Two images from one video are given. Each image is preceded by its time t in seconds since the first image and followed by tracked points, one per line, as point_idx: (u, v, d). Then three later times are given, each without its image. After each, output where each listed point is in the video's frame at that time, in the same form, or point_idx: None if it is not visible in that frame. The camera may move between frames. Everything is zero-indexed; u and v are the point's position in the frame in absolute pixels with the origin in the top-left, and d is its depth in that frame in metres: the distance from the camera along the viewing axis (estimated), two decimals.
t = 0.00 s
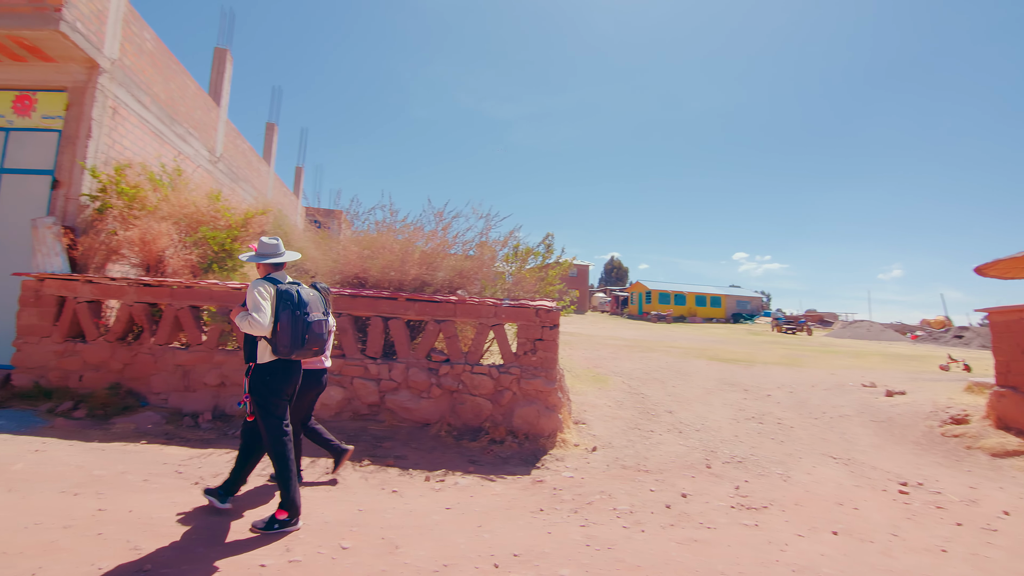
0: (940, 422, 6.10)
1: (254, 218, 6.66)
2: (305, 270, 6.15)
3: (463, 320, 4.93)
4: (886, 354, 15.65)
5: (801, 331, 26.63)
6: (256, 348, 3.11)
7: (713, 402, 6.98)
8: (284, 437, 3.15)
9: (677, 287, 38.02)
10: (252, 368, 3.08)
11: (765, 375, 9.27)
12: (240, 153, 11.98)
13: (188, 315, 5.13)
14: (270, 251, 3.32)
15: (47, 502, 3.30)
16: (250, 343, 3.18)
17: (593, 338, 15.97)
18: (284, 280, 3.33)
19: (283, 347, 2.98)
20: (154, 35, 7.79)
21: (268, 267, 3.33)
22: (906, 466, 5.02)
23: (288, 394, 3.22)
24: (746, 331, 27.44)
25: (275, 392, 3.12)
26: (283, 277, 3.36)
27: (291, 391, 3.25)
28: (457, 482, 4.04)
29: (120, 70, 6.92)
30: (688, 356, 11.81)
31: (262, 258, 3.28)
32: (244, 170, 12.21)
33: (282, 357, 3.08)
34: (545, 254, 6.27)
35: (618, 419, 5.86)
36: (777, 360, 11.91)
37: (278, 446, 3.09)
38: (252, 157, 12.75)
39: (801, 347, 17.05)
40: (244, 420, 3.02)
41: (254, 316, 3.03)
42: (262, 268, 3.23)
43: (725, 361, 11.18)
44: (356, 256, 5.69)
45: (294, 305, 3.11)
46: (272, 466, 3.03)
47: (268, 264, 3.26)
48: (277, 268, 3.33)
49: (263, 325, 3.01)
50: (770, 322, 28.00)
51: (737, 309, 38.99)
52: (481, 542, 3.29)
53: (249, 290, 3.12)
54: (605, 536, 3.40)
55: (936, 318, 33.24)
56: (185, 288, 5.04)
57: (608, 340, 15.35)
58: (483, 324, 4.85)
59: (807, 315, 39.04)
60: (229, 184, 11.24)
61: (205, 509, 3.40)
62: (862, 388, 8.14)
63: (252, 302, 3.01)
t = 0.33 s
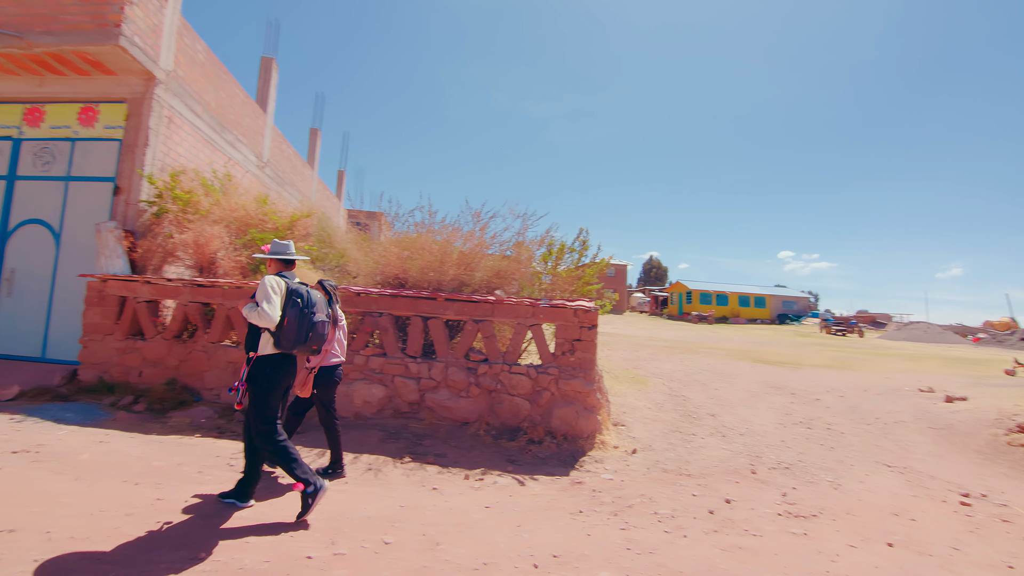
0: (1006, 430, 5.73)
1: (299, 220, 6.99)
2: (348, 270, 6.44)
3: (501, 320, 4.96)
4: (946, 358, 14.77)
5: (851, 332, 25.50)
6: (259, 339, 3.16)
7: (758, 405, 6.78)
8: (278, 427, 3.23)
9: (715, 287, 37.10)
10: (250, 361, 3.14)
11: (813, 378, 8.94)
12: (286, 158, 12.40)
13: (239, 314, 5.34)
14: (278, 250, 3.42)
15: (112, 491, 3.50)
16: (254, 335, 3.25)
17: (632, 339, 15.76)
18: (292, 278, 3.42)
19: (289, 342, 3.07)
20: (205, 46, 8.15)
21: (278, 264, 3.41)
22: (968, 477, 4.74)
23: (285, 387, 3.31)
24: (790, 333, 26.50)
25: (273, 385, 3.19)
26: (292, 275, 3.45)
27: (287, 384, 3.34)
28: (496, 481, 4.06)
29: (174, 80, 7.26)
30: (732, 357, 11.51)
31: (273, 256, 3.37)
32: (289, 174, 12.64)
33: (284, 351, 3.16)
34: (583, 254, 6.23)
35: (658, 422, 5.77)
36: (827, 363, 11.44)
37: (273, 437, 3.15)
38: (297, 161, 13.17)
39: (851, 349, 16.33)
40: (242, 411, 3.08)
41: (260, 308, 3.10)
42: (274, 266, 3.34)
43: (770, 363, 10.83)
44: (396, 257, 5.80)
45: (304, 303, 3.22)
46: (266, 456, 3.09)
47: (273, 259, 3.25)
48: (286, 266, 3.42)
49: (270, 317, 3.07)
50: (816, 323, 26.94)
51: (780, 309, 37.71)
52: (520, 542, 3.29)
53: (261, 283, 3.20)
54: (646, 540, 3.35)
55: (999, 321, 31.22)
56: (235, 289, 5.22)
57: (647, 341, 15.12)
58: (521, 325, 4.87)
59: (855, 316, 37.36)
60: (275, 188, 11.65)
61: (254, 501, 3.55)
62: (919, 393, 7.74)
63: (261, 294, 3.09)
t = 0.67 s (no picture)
0: None
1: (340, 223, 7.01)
2: (387, 271, 6.60)
3: (538, 320, 4.98)
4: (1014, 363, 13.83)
5: (905, 335, 24.24)
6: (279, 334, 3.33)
7: (805, 410, 6.55)
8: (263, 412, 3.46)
9: (756, 287, 35.97)
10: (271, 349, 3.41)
11: (864, 382, 8.55)
12: (328, 162, 12.75)
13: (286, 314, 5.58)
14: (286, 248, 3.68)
15: (169, 481, 3.71)
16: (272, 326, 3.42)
17: (672, 340, 15.47)
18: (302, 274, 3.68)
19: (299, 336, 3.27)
20: (252, 56, 8.47)
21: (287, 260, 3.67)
22: None
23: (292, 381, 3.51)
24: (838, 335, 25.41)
25: (274, 375, 3.40)
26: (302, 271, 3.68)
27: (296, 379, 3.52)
28: (535, 482, 4.06)
29: (224, 90, 7.59)
30: (777, 360, 11.15)
31: (282, 253, 3.59)
32: (332, 178, 12.98)
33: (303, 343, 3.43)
34: (622, 254, 6.17)
35: (700, 425, 5.66)
36: (879, 367, 10.92)
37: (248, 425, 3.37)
38: (338, 165, 13.51)
39: (907, 352, 15.49)
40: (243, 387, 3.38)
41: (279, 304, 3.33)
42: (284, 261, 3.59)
43: (819, 366, 10.42)
44: (434, 258, 5.90)
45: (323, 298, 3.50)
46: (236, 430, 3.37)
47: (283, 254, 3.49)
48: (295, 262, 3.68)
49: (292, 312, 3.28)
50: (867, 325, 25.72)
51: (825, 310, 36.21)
52: (558, 543, 3.28)
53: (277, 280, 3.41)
54: (688, 546, 3.28)
55: None
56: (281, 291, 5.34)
57: (688, 342, 14.82)
58: (558, 325, 4.87)
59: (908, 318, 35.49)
60: (319, 193, 12.00)
61: (299, 495, 3.67)
62: (984, 399, 7.28)
63: (279, 290, 3.31)
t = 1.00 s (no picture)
0: None
1: (381, 224, 7.30)
2: (426, 272, 6.71)
3: (575, 320, 4.96)
4: None
5: (963, 337, 22.93)
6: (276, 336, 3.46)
7: (855, 415, 6.29)
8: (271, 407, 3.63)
9: (798, 287, 34.74)
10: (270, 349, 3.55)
11: (920, 387, 8.14)
12: (368, 165, 13.03)
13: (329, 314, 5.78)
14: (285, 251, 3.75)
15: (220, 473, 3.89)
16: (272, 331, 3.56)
17: (713, 341, 15.14)
18: (300, 276, 3.76)
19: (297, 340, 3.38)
20: (296, 63, 8.75)
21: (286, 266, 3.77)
22: None
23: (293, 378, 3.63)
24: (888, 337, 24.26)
25: (273, 375, 3.54)
26: (300, 274, 3.75)
27: (296, 375, 3.63)
28: (572, 483, 4.05)
29: (270, 97, 7.87)
30: (824, 363, 10.75)
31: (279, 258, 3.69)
32: (371, 181, 13.25)
33: (300, 346, 3.51)
34: (661, 254, 6.09)
35: (743, 429, 5.53)
36: (937, 371, 10.37)
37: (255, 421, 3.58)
38: (377, 168, 13.79)
39: (967, 356, 14.64)
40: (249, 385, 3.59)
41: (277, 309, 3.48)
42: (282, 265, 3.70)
43: (871, 370, 9.97)
44: (471, 259, 5.96)
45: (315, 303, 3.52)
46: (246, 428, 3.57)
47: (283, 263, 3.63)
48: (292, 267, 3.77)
49: (285, 319, 3.44)
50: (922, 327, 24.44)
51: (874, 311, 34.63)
52: (597, 545, 3.27)
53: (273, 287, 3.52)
54: (731, 552, 3.20)
55: None
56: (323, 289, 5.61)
57: (729, 344, 14.47)
58: (595, 325, 4.84)
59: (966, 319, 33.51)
60: (359, 195, 12.29)
61: (341, 490, 3.79)
62: None
63: (275, 297, 3.46)
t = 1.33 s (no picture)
0: None
1: (427, 227, 7.60)
2: (470, 273, 6.80)
3: (621, 322, 4.92)
4: None
5: None
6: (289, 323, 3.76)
7: (921, 423, 5.93)
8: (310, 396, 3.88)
9: (853, 287, 33.01)
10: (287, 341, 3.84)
11: (998, 395, 7.56)
12: (414, 168, 13.29)
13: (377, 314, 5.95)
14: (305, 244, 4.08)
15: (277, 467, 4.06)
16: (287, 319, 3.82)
17: (765, 343, 14.58)
18: (315, 268, 4.00)
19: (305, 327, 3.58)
20: (346, 72, 9.03)
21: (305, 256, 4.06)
22: None
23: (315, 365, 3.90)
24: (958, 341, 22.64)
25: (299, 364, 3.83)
26: (317, 266, 3.99)
27: (317, 361, 3.92)
28: (619, 487, 3.99)
29: (321, 105, 8.15)
30: (886, 367, 10.16)
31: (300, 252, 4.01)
32: (417, 183, 13.50)
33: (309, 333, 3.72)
34: (709, 253, 5.97)
35: (798, 436, 5.31)
36: (1016, 378, 9.60)
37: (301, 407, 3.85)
38: (422, 171, 14.03)
39: None
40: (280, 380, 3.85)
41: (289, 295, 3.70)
42: (302, 258, 4.00)
43: (940, 375, 9.35)
44: (515, 259, 6.00)
45: (320, 289, 3.70)
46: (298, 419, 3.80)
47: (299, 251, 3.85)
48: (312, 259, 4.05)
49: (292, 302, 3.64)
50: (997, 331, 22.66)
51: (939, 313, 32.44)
52: (645, 550, 3.21)
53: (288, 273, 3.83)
54: (786, 563, 3.08)
55: None
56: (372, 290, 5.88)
57: (782, 346, 13.89)
58: (642, 326, 4.79)
59: None
60: (406, 198, 12.53)
61: (391, 486, 3.88)
62: None
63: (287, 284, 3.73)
